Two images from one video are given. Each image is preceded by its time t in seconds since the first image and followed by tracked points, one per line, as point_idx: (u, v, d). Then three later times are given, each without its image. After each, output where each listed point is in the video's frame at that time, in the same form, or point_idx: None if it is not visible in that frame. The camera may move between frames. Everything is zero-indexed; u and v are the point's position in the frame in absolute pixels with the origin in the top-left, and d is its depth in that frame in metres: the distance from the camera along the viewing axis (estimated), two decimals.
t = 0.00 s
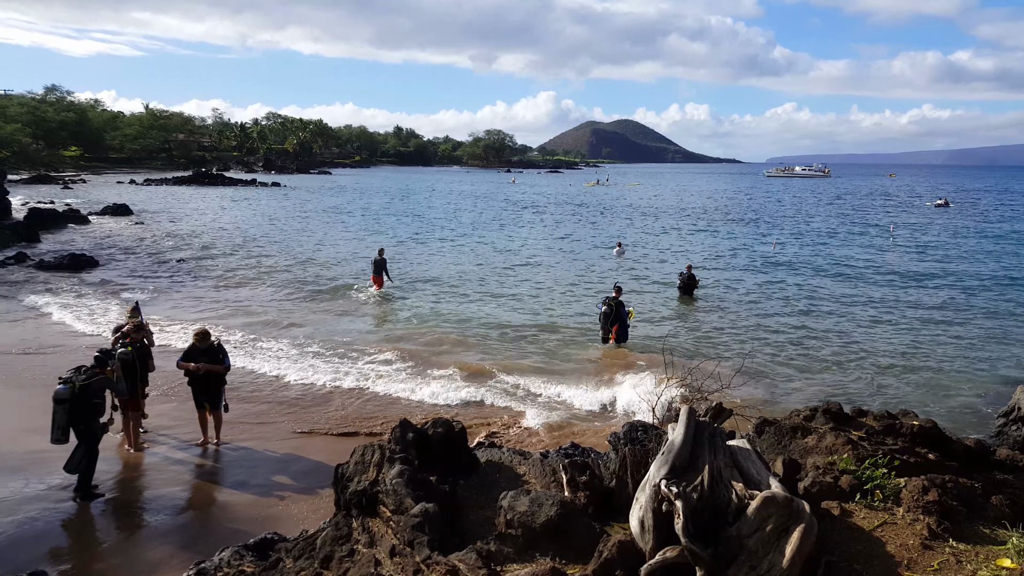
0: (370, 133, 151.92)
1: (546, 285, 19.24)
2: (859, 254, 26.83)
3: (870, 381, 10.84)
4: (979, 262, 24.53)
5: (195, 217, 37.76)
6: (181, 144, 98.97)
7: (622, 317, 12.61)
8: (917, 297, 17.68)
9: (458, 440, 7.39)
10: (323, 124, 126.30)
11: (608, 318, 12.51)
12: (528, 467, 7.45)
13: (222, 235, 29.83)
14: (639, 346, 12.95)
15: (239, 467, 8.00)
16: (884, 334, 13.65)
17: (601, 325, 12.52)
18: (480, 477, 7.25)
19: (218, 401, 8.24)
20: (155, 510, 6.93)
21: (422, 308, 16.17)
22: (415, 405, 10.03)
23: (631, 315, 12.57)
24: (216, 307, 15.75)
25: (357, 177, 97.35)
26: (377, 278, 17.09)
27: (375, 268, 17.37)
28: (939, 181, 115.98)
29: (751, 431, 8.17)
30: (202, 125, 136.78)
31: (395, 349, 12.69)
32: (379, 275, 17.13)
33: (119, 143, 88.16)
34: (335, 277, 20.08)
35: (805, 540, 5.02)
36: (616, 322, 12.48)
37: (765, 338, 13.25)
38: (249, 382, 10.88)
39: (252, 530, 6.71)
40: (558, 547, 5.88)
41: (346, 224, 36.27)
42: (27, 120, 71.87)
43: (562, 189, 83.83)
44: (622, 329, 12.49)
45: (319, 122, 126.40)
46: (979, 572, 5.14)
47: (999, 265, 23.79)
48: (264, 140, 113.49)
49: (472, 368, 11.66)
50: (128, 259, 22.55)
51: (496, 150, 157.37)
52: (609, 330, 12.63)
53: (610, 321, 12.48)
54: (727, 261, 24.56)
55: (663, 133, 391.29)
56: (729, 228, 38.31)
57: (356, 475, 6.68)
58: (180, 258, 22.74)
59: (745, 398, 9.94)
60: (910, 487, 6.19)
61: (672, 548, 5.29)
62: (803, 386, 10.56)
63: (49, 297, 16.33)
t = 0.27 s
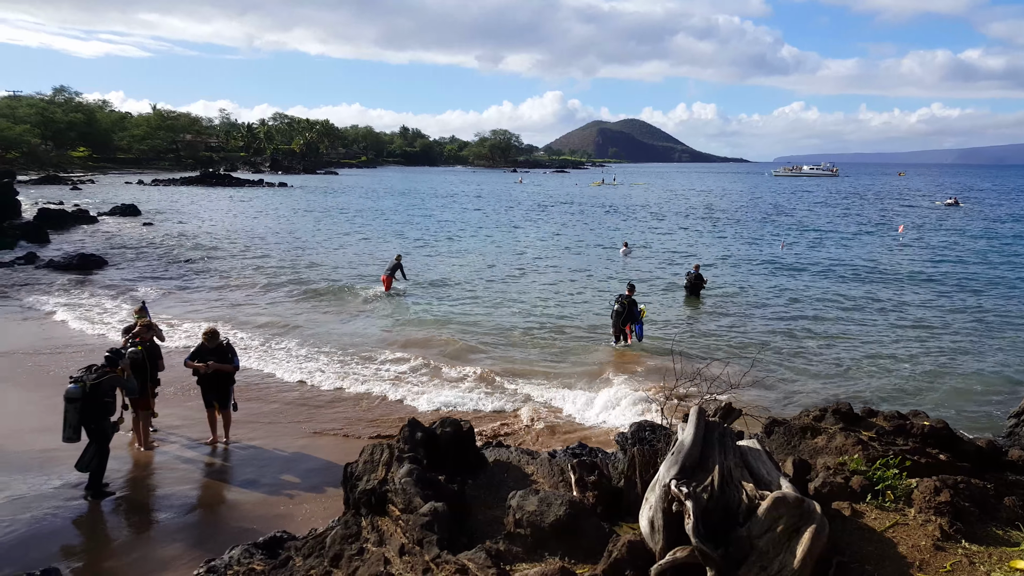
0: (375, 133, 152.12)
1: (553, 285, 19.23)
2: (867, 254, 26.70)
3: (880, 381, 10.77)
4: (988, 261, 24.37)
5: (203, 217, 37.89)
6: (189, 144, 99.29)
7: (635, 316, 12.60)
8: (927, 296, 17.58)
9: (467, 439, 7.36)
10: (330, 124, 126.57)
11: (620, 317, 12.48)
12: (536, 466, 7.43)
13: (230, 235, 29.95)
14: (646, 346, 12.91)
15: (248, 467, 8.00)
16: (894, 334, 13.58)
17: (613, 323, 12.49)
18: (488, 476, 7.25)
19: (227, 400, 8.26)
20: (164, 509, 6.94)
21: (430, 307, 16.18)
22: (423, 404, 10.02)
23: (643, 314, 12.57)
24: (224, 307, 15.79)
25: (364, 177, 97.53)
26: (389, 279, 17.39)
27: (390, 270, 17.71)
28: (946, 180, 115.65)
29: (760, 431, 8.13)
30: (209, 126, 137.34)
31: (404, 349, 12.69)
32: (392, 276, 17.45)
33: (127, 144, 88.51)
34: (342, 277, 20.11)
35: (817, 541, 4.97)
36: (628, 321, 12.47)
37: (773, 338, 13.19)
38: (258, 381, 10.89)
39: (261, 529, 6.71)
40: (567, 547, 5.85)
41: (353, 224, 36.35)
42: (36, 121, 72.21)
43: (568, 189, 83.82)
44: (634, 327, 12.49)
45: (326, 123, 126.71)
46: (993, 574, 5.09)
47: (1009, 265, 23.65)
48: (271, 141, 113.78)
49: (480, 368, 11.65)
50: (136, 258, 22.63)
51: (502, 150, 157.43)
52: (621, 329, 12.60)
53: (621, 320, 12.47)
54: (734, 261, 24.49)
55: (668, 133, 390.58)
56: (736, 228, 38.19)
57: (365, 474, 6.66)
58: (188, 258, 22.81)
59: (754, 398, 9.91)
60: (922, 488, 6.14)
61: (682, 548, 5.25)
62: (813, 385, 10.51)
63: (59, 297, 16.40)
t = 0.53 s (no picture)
0: (381, 133, 152.24)
1: (560, 286, 19.21)
2: (875, 256, 26.57)
3: (889, 384, 10.72)
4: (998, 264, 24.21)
5: (211, 217, 37.98)
6: (196, 145, 99.56)
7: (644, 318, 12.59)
8: (936, 299, 17.47)
9: (474, 442, 7.34)
10: (336, 125, 126.65)
11: (629, 318, 12.47)
12: (544, 468, 7.42)
13: (238, 236, 30.00)
14: (654, 348, 12.90)
15: (254, 468, 7.99)
16: (903, 337, 13.50)
17: (622, 324, 12.45)
18: (496, 479, 7.23)
19: (234, 402, 8.28)
20: (171, 510, 6.93)
21: (438, 308, 16.18)
22: (431, 406, 9.99)
23: (652, 317, 12.54)
24: (233, 307, 15.80)
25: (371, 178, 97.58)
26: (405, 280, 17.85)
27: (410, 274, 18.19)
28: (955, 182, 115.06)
29: (769, 434, 8.11)
30: (216, 126, 137.73)
31: (412, 350, 12.68)
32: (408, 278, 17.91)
33: (134, 144, 88.82)
34: (349, 278, 20.12)
35: (828, 546, 4.95)
36: (637, 322, 12.45)
37: (781, 341, 13.15)
38: (266, 382, 10.90)
39: (267, 531, 6.70)
40: (576, 551, 5.82)
41: (359, 225, 36.38)
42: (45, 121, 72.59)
43: (576, 190, 83.71)
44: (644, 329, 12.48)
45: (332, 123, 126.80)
46: None
47: (1018, 267, 23.50)
48: (277, 141, 114.01)
49: (488, 369, 11.63)
50: (145, 259, 22.69)
51: (508, 151, 157.39)
52: (630, 331, 12.56)
53: (630, 322, 12.46)
54: (741, 263, 24.42)
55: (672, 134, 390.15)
56: (743, 230, 38.08)
57: (373, 476, 6.65)
58: (196, 259, 22.86)
59: (762, 401, 9.89)
60: (933, 492, 6.10)
61: (692, 552, 5.22)
62: (822, 389, 10.48)
63: (69, 297, 16.46)
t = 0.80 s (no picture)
0: (386, 137, 152.52)
1: (567, 291, 19.19)
2: (882, 262, 26.46)
3: (899, 390, 10.65)
4: (1007, 270, 24.06)
5: (218, 221, 38.12)
6: (203, 149, 99.98)
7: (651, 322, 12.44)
8: (945, 305, 17.36)
9: (481, 447, 7.31)
10: (342, 129, 127.05)
11: (635, 322, 12.38)
12: (551, 473, 7.39)
13: (245, 239, 30.08)
14: (661, 352, 12.87)
15: (261, 471, 7.98)
16: (912, 343, 13.43)
17: (628, 327, 12.33)
18: (503, 483, 7.20)
19: (241, 404, 8.32)
20: (178, 513, 6.91)
21: (445, 312, 16.18)
22: (439, 410, 9.96)
23: (659, 322, 12.35)
24: (240, 311, 15.82)
25: (377, 182, 97.72)
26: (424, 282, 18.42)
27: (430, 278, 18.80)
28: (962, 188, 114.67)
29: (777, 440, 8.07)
30: (223, 131, 138.37)
31: (420, 354, 12.67)
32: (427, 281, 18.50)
33: (142, 148, 89.23)
34: (356, 282, 20.12)
35: (839, 552, 4.91)
36: (643, 325, 12.31)
37: (788, 346, 13.10)
38: (274, 385, 10.90)
39: (274, 534, 6.68)
40: (585, 556, 5.75)
41: (366, 229, 36.45)
42: (53, 125, 72.89)
43: (582, 194, 83.77)
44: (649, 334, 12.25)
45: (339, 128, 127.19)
46: None
47: None
48: (283, 145, 114.42)
49: (496, 373, 11.60)
50: (153, 262, 22.77)
51: (514, 156, 157.64)
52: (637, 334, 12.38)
53: (636, 324, 12.31)
54: (747, 268, 24.38)
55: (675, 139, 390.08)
56: (749, 234, 37.99)
57: (380, 480, 6.62)
58: (204, 262, 22.93)
59: (771, 406, 9.84)
60: (944, 499, 6.05)
61: (703, 558, 5.17)
62: (831, 394, 10.42)
63: (79, 299, 16.52)
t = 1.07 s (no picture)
0: (391, 140, 152.71)
1: (572, 295, 19.18)
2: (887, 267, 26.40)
3: (905, 396, 10.63)
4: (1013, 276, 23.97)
5: (224, 223, 38.20)
6: (208, 151, 100.13)
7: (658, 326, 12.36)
8: (951, 311, 17.32)
9: (488, 451, 7.29)
10: (348, 132, 127.18)
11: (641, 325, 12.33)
12: (557, 477, 7.38)
13: (252, 242, 30.12)
14: (666, 357, 12.87)
15: (266, 474, 7.96)
16: (918, 349, 13.39)
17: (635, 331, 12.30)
18: (509, 487, 7.19)
19: (246, 407, 8.29)
20: (182, 515, 6.90)
21: (451, 315, 16.18)
22: (445, 413, 9.94)
23: (665, 326, 12.29)
24: (247, 313, 15.85)
25: (382, 185, 97.81)
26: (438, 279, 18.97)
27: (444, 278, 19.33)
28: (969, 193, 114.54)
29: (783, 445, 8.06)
30: (228, 133, 138.68)
31: (427, 358, 12.66)
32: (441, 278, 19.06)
33: (147, 150, 89.44)
34: (362, 285, 20.15)
35: (847, 558, 4.90)
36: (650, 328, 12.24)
37: (794, 351, 13.09)
38: (280, 388, 10.89)
39: (279, 537, 6.66)
40: (591, 561, 5.71)
41: (372, 232, 36.49)
42: (60, 127, 73.11)
43: (588, 198, 83.80)
44: (654, 337, 12.21)
45: (344, 130, 127.36)
46: None
47: None
48: (287, 147, 114.60)
49: (502, 377, 11.60)
50: (159, 264, 22.80)
51: (519, 159, 157.79)
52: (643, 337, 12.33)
53: (640, 327, 12.25)
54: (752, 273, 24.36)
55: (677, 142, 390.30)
56: (753, 239, 37.98)
57: (387, 483, 6.61)
58: (209, 264, 22.97)
59: (777, 411, 9.83)
60: (952, 505, 6.04)
61: (710, 563, 5.15)
62: (837, 400, 10.41)
63: (86, 301, 16.56)
